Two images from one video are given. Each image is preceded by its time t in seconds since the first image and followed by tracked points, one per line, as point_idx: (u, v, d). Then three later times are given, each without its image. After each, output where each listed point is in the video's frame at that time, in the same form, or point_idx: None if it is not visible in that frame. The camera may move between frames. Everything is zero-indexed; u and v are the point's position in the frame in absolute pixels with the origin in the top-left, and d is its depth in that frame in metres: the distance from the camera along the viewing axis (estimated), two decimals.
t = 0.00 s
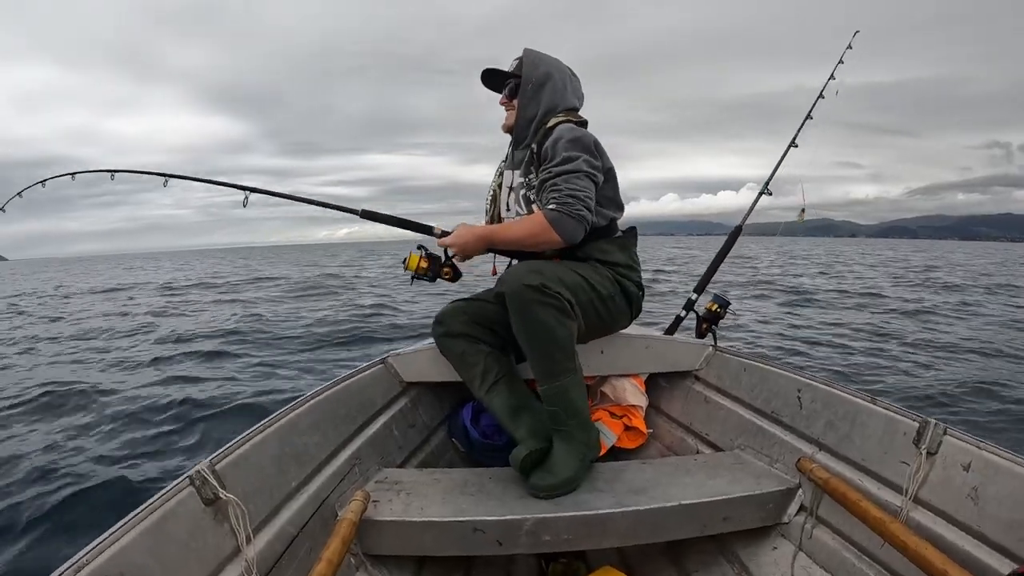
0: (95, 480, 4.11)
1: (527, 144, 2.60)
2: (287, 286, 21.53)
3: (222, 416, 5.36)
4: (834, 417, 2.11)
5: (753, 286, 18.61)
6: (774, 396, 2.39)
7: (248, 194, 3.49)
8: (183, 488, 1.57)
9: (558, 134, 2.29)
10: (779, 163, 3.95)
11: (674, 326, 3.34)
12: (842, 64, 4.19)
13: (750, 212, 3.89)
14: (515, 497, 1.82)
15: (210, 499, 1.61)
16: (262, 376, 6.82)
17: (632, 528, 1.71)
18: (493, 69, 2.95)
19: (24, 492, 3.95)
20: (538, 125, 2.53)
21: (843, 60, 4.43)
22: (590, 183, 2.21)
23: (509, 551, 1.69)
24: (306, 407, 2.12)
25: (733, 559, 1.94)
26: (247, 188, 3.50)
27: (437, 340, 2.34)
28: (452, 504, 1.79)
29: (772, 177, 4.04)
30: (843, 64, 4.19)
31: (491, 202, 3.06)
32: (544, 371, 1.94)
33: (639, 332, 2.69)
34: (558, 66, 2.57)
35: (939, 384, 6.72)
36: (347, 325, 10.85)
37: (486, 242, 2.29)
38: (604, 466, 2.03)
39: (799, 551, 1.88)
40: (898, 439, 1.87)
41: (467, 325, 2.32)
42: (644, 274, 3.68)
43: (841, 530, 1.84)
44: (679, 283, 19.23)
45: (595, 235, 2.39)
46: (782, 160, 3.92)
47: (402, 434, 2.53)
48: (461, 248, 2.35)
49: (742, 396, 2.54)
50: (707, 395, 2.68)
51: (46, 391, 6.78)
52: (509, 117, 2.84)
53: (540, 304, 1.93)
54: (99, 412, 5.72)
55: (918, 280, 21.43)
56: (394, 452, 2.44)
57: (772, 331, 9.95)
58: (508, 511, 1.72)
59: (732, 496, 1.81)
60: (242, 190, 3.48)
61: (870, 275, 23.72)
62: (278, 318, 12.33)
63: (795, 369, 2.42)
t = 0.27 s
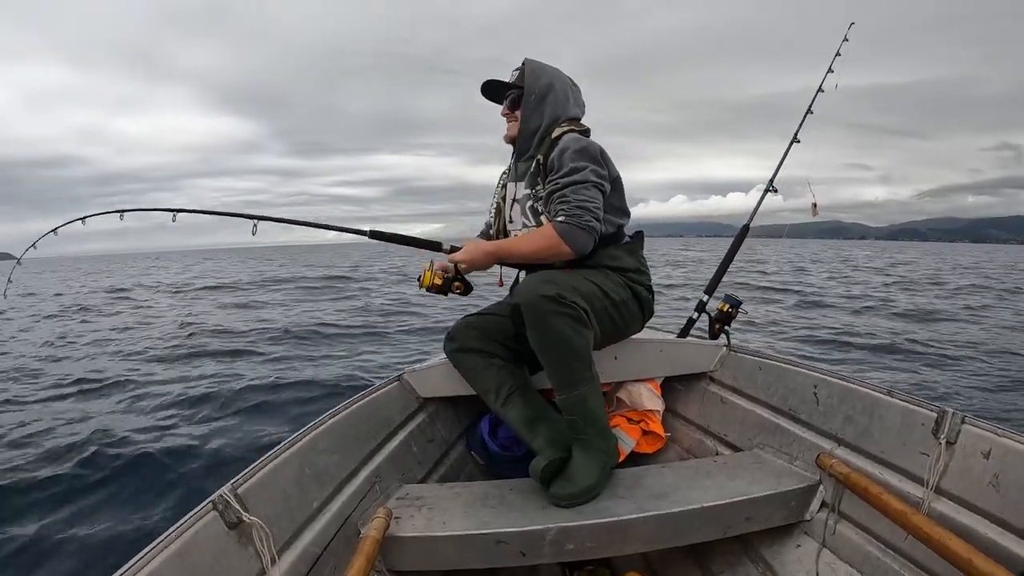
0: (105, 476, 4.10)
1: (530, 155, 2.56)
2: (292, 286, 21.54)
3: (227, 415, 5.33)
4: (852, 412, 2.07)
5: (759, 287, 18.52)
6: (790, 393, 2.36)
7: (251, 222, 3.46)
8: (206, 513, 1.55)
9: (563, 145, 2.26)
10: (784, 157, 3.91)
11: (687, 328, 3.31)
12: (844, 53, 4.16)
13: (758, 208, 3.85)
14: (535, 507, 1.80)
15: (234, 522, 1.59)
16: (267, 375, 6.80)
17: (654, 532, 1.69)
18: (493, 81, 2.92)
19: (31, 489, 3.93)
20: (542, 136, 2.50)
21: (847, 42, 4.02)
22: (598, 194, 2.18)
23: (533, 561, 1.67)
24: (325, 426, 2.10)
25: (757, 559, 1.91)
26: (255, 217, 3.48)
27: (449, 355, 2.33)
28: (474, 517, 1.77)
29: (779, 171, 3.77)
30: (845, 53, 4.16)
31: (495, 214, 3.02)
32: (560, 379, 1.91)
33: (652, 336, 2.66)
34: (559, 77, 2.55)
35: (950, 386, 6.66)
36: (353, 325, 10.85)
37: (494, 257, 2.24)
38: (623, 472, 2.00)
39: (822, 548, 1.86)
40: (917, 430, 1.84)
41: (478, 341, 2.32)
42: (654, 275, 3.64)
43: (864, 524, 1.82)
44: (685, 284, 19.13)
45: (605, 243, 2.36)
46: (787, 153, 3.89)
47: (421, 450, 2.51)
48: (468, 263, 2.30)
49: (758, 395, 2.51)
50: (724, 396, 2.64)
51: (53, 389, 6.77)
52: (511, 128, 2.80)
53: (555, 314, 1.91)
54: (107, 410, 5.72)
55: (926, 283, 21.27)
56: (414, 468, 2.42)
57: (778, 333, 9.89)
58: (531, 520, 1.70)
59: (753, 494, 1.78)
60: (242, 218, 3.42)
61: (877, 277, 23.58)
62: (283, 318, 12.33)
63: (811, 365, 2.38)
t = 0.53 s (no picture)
0: (118, 481, 4.12)
1: (540, 164, 2.57)
2: (299, 290, 21.61)
3: (239, 419, 5.37)
4: (864, 413, 2.08)
5: (767, 290, 18.44)
6: (802, 396, 2.36)
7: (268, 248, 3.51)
8: (228, 516, 1.57)
9: (573, 154, 2.27)
10: (794, 162, 3.91)
11: (699, 332, 3.31)
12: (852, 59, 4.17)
13: (769, 211, 3.85)
14: (553, 511, 1.80)
15: (256, 525, 1.61)
16: (277, 379, 6.84)
17: (669, 536, 1.69)
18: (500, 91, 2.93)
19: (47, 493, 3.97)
20: (552, 145, 2.51)
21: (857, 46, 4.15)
22: (609, 202, 2.18)
23: (551, 565, 1.67)
24: (342, 430, 2.12)
25: (771, 561, 1.92)
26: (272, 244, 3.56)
27: (465, 360, 2.35)
28: (491, 520, 1.78)
29: (789, 178, 3.89)
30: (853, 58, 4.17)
31: (506, 223, 3.03)
32: (578, 382, 1.92)
33: (665, 340, 2.66)
34: (566, 85, 2.56)
35: (962, 388, 6.61)
36: (361, 329, 10.88)
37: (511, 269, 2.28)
38: (638, 475, 2.00)
39: (836, 549, 1.86)
40: (930, 431, 1.85)
41: (494, 345, 2.33)
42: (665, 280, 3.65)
43: (877, 525, 1.82)
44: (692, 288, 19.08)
45: (618, 250, 2.36)
46: (797, 157, 3.89)
47: (435, 453, 2.52)
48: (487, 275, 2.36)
49: (770, 398, 2.51)
50: (737, 400, 2.64)
51: (65, 392, 6.82)
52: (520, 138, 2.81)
53: (575, 317, 1.92)
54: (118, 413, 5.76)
55: (935, 285, 21.13)
56: (429, 472, 2.43)
57: (787, 336, 9.85)
58: (548, 524, 1.71)
59: (768, 496, 1.79)
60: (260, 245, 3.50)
61: (886, 280, 23.44)
62: (291, 321, 12.38)
63: (823, 368, 2.38)
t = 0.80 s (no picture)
0: (127, 488, 4.17)
1: (545, 162, 2.59)
2: (303, 292, 21.69)
3: (248, 422, 5.43)
4: (866, 411, 2.10)
5: (770, 291, 18.44)
6: (805, 393, 2.38)
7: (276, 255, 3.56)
8: (240, 502, 1.60)
9: (576, 152, 2.28)
10: (800, 160, 3.93)
11: (704, 328, 3.33)
12: (858, 59, 4.17)
13: (775, 209, 3.86)
14: (559, 502, 1.83)
15: (266, 512, 1.64)
16: (284, 382, 6.90)
17: (673, 529, 1.72)
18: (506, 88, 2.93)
19: (61, 499, 4.03)
20: (557, 143, 2.53)
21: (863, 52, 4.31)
22: (612, 201, 2.20)
23: (556, 555, 1.70)
24: (350, 419, 2.15)
25: (772, 555, 1.94)
26: (278, 252, 3.59)
27: (471, 351, 2.38)
28: (498, 510, 1.81)
29: (793, 180, 4.02)
30: (860, 58, 4.17)
31: (512, 221, 3.05)
32: (585, 375, 1.94)
33: (671, 336, 2.69)
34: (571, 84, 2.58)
35: (967, 388, 6.61)
36: (365, 331, 10.93)
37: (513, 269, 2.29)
38: (642, 469, 2.03)
39: (837, 545, 1.88)
40: (932, 429, 1.86)
41: (500, 337, 2.37)
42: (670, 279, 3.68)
43: (878, 522, 1.84)
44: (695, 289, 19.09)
45: (624, 246, 2.39)
46: (803, 156, 3.91)
47: (441, 444, 2.55)
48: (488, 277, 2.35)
49: (774, 395, 2.53)
50: (740, 396, 2.67)
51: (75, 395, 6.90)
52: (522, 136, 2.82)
53: (581, 310, 1.94)
54: (127, 418, 5.82)
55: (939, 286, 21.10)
56: (435, 462, 2.46)
57: (792, 337, 9.86)
58: (554, 514, 1.73)
59: (771, 492, 1.81)
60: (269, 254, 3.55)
61: (890, 281, 23.42)
62: (296, 324, 12.44)
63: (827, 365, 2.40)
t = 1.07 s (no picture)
0: (132, 486, 4.22)
1: (544, 153, 2.62)
2: (305, 291, 21.77)
3: (252, 420, 5.48)
4: (866, 404, 2.11)
5: (771, 291, 18.46)
6: (806, 385, 2.41)
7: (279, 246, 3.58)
8: (241, 493, 1.63)
9: (574, 143, 2.31)
10: (801, 154, 3.94)
11: (705, 318, 3.36)
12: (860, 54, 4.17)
13: (776, 202, 3.88)
14: (558, 492, 1.86)
15: (267, 502, 1.67)
16: (287, 381, 6.94)
17: (672, 520, 1.75)
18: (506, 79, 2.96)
19: (68, 497, 4.08)
20: (556, 134, 2.56)
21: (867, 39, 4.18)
22: (610, 190, 2.24)
23: (554, 544, 1.74)
24: (351, 410, 2.19)
25: (771, 547, 1.96)
26: (278, 240, 3.57)
27: (472, 342, 2.42)
28: (496, 501, 1.84)
29: (795, 168, 3.92)
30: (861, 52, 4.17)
31: (513, 213, 3.09)
32: (585, 366, 1.97)
33: (672, 327, 2.72)
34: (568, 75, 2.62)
35: (966, 386, 6.63)
36: (368, 330, 10.98)
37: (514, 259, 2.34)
38: (642, 460, 2.06)
39: (835, 536, 1.91)
40: (931, 422, 1.87)
41: (501, 328, 2.41)
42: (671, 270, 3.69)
43: (876, 514, 1.85)
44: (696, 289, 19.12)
45: (624, 235, 2.42)
46: (804, 150, 3.92)
47: (442, 434, 2.59)
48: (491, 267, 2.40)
49: (774, 386, 2.56)
50: (741, 387, 2.70)
51: (79, 394, 6.95)
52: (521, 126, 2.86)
53: (582, 301, 1.97)
54: (130, 417, 5.87)
55: (940, 287, 21.12)
56: (436, 452, 2.50)
57: (794, 336, 9.88)
58: (552, 505, 1.77)
59: (769, 484, 1.83)
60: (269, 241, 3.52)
61: (891, 281, 23.43)
62: (298, 323, 12.50)
63: (827, 357, 2.42)
